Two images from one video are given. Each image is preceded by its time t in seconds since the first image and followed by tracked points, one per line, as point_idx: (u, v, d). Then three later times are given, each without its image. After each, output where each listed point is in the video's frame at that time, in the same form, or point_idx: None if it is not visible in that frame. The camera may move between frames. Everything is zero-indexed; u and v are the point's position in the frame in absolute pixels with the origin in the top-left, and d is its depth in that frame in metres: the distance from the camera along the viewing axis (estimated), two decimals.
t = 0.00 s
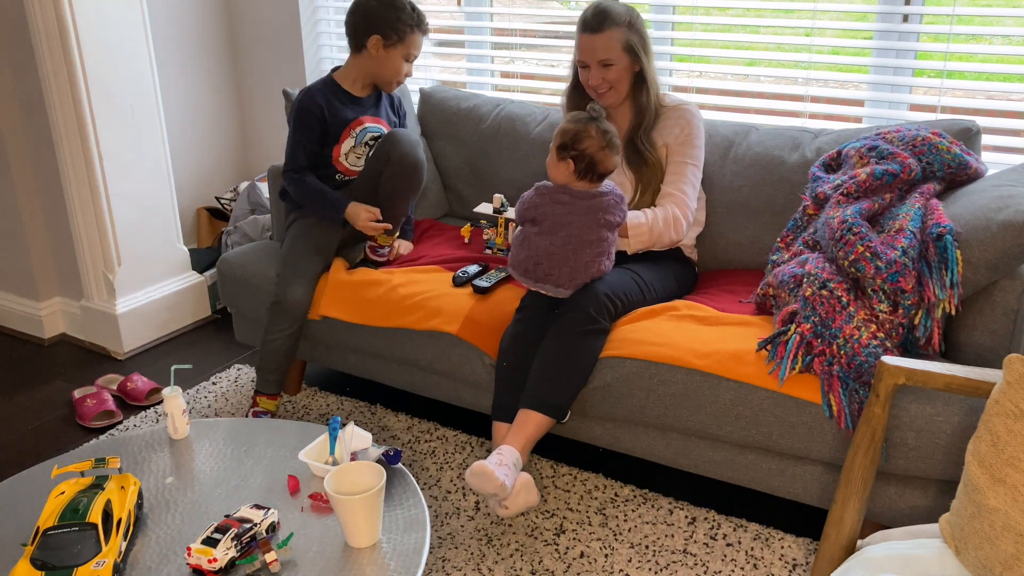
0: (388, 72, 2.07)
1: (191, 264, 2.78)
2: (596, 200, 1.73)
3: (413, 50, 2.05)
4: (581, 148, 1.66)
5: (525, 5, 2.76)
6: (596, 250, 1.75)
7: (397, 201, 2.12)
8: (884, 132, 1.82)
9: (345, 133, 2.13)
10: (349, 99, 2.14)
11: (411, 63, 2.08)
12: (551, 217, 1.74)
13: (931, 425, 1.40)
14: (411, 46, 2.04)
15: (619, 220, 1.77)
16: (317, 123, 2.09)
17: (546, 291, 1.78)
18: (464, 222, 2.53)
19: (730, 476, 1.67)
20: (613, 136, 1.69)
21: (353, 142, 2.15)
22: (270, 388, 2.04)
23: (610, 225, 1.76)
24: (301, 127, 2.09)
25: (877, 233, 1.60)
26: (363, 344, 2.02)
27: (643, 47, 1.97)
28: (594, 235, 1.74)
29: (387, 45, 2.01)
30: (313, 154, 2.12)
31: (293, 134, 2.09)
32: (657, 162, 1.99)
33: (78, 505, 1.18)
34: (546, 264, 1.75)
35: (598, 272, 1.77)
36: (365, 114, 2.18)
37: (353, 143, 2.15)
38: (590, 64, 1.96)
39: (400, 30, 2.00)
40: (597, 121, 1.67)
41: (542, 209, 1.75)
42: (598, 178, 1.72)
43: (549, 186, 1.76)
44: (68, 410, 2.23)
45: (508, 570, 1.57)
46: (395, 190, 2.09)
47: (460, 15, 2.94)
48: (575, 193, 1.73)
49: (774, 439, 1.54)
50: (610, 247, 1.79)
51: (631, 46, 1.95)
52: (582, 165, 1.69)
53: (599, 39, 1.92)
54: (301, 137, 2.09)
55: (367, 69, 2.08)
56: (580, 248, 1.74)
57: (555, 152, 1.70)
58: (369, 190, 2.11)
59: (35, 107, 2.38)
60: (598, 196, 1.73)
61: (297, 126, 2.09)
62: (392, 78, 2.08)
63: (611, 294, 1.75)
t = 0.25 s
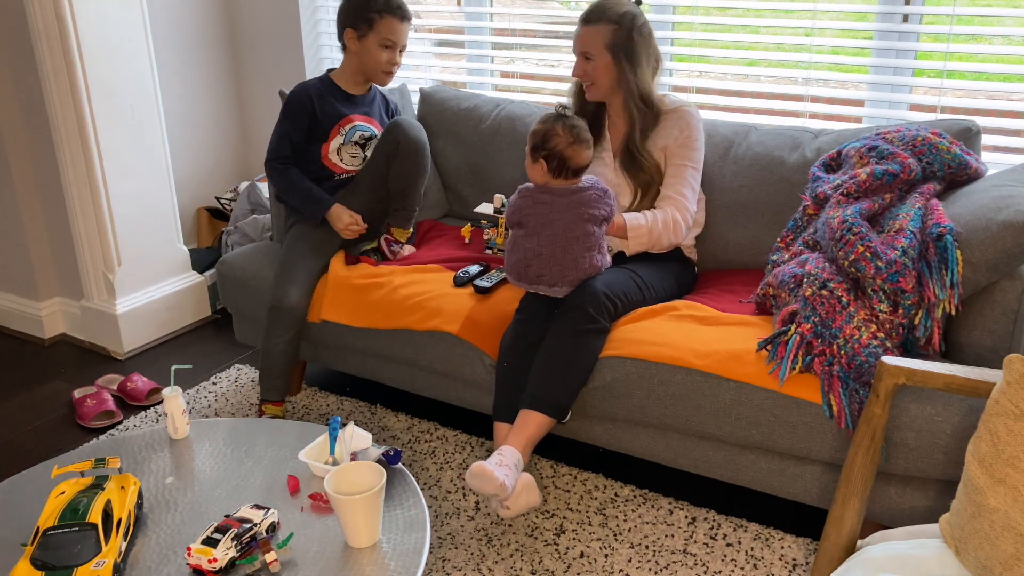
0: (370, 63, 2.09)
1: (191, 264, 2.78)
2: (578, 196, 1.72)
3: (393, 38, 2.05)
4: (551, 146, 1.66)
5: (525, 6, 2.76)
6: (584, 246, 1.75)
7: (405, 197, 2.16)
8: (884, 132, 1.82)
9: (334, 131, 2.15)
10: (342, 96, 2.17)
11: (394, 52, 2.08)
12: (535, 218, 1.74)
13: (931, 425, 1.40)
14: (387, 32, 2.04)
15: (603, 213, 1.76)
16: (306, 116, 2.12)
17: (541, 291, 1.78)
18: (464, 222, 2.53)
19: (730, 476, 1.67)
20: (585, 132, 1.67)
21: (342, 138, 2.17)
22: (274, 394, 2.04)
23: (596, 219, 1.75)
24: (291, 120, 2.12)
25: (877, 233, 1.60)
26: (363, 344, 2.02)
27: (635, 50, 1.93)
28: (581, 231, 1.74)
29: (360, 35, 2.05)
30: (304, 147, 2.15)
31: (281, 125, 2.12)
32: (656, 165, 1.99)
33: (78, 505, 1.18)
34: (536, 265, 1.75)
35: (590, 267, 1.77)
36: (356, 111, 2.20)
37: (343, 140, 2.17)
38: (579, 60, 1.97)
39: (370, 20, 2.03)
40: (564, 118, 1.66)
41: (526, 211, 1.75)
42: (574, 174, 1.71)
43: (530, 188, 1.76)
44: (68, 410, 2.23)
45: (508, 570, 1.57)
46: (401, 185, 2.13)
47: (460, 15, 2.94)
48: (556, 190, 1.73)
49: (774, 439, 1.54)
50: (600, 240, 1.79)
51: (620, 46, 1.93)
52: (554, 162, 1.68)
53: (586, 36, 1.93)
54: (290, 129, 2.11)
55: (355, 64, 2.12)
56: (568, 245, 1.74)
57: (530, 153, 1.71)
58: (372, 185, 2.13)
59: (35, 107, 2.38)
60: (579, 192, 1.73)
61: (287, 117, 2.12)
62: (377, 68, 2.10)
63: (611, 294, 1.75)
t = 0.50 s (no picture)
0: (366, 65, 2.12)
1: (191, 264, 2.78)
2: (572, 191, 1.72)
3: (384, 37, 2.08)
4: (552, 138, 1.66)
5: (525, 6, 2.76)
6: (581, 240, 1.74)
7: (414, 207, 2.24)
8: (884, 132, 1.82)
9: (345, 133, 2.18)
10: (349, 98, 2.20)
11: (387, 50, 2.11)
12: (530, 214, 1.74)
13: (931, 425, 1.40)
14: (377, 33, 2.07)
15: (599, 207, 1.75)
16: (317, 121, 2.14)
17: (538, 287, 1.78)
18: (464, 222, 2.53)
19: (730, 476, 1.67)
20: (584, 124, 1.68)
21: (352, 142, 2.20)
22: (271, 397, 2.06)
23: (592, 214, 1.74)
24: (302, 126, 2.13)
25: (877, 233, 1.60)
26: (363, 344, 2.02)
27: (631, 49, 1.93)
28: (576, 225, 1.73)
29: (351, 43, 2.09)
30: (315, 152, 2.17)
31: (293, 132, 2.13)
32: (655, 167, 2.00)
33: (78, 504, 1.18)
34: (533, 261, 1.75)
35: (587, 262, 1.76)
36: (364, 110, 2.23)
37: (353, 144, 2.20)
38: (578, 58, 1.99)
39: (357, 27, 2.06)
40: (565, 111, 1.68)
41: (520, 207, 1.75)
42: (574, 166, 1.71)
43: (525, 184, 1.75)
44: (68, 410, 2.23)
45: (508, 570, 1.57)
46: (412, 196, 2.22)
47: (460, 15, 2.94)
48: (550, 185, 1.72)
49: (774, 439, 1.54)
50: (596, 235, 1.78)
51: (619, 45, 1.93)
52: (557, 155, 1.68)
53: (585, 32, 1.95)
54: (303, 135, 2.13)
55: (353, 70, 2.16)
56: (564, 241, 1.73)
57: (528, 147, 1.71)
58: (384, 196, 2.21)
59: (36, 107, 2.38)
60: (574, 187, 1.72)
61: (298, 123, 2.13)
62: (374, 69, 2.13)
63: (611, 294, 1.75)
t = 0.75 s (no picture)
0: (357, 75, 2.10)
1: (191, 264, 2.78)
2: (572, 187, 1.73)
3: (371, 47, 2.06)
4: (556, 133, 1.68)
5: (525, 5, 2.76)
6: (578, 238, 1.74)
7: (405, 216, 2.23)
8: (884, 132, 1.82)
9: (340, 141, 2.18)
10: (342, 107, 2.19)
11: (375, 58, 2.09)
12: (528, 209, 1.75)
13: (931, 424, 1.40)
14: (364, 43, 2.04)
15: (600, 207, 1.75)
16: (312, 133, 2.14)
17: (535, 284, 1.78)
18: (464, 222, 2.53)
19: (730, 476, 1.67)
20: (588, 122, 1.70)
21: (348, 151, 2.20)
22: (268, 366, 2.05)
23: (592, 213, 1.74)
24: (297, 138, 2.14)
25: (877, 233, 1.60)
26: (363, 344, 2.02)
27: (620, 56, 1.95)
28: (574, 222, 1.73)
29: (339, 55, 2.07)
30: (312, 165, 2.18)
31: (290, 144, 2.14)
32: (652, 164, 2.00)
33: (78, 504, 1.18)
34: (530, 256, 1.76)
35: (585, 261, 1.76)
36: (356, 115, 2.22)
37: (350, 153, 2.21)
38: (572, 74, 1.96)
39: (343, 39, 2.04)
40: (572, 110, 1.69)
41: (521, 202, 1.77)
42: (574, 164, 1.72)
43: (527, 180, 1.78)
44: (68, 410, 2.23)
45: (508, 570, 1.57)
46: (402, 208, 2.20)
47: (460, 15, 2.94)
48: (551, 181, 1.74)
49: (774, 439, 1.54)
50: (597, 235, 1.78)
51: (611, 50, 1.93)
52: (558, 151, 1.70)
53: (579, 47, 1.91)
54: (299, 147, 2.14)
55: (342, 80, 2.15)
56: (561, 237, 1.74)
57: (533, 142, 1.73)
58: (378, 207, 2.22)
59: (35, 106, 2.38)
60: (574, 184, 1.73)
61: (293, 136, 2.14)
62: (362, 79, 2.11)
63: (611, 294, 1.74)
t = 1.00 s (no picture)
0: (337, 74, 2.08)
1: (191, 264, 2.77)
2: (576, 192, 1.72)
3: (352, 44, 2.05)
4: (565, 138, 1.67)
5: (525, 5, 2.76)
6: (582, 241, 1.74)
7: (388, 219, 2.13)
8: (884, 132, 1.82)
9: (323, 143, 2.14)
10: (326, 107, 2.15)
11: (356, 56, 2.07)
12: (532, 213, 1.73)
13: (931, 425, 1.40)
14: (344, 41, 2.03)
15: (602, 210, 1.75)
16: (295, 136, 2.12)
17: (537, 287, 1.77)
18: (464, 222, 2.53)
19: (730, 476, 1.67)
20: (597, 129, 1.70)
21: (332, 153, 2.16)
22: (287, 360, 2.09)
23: (595, 216, 1.74)
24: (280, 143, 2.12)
25: (877, 233, 1.60)
26: (363, 344, 2.02)
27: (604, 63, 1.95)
28: (578, 226, 1.73)
29: (319, 53, 2.06)
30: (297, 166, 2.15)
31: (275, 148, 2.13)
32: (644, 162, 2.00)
33: (78, 504, 1.18)
34: (534, 260, 1.75)
35: (588, 264, 1.76)
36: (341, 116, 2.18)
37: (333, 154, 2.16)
38: (558, 82, 1.96)
39: (324, 36, 2.02)
40: (581, 115, 1.70)
41: (523, 206, 1.74)
42: (580, 170, 1.73)
43: (530, 183, 1.75)
44: (68, 410, 2.23)
45: (508, 570, 1.57)
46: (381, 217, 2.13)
47: (460, 15, 2.94)
48: (554, 185, 1.72)
49: (774, 439, 1.54)
50: (597, 238, 1.78)
51: (595, 56, 1.94)
52: (566, 156, 1.69)
53: (562, 56, 1.92)
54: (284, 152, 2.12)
55: (324, 80, 2.12)
56: (566, 241, 1.73)
57: (539, 143, 1.71)
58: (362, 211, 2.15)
59: (36, 106, 2.38)
60: (578, 188, 1.72)
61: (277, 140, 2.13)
62: (343, 78, 2.09)
63: (610, 295, 1.74)
